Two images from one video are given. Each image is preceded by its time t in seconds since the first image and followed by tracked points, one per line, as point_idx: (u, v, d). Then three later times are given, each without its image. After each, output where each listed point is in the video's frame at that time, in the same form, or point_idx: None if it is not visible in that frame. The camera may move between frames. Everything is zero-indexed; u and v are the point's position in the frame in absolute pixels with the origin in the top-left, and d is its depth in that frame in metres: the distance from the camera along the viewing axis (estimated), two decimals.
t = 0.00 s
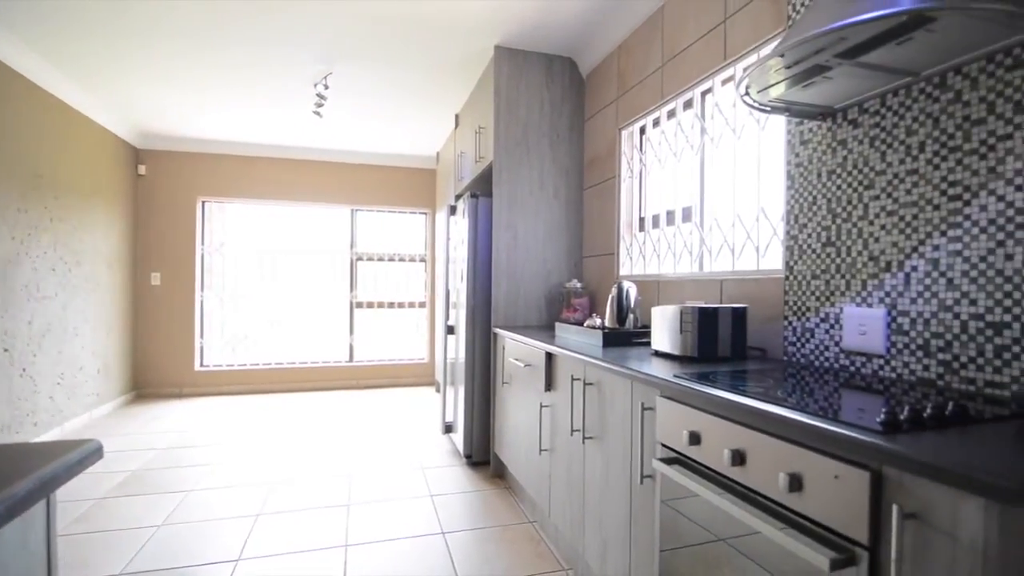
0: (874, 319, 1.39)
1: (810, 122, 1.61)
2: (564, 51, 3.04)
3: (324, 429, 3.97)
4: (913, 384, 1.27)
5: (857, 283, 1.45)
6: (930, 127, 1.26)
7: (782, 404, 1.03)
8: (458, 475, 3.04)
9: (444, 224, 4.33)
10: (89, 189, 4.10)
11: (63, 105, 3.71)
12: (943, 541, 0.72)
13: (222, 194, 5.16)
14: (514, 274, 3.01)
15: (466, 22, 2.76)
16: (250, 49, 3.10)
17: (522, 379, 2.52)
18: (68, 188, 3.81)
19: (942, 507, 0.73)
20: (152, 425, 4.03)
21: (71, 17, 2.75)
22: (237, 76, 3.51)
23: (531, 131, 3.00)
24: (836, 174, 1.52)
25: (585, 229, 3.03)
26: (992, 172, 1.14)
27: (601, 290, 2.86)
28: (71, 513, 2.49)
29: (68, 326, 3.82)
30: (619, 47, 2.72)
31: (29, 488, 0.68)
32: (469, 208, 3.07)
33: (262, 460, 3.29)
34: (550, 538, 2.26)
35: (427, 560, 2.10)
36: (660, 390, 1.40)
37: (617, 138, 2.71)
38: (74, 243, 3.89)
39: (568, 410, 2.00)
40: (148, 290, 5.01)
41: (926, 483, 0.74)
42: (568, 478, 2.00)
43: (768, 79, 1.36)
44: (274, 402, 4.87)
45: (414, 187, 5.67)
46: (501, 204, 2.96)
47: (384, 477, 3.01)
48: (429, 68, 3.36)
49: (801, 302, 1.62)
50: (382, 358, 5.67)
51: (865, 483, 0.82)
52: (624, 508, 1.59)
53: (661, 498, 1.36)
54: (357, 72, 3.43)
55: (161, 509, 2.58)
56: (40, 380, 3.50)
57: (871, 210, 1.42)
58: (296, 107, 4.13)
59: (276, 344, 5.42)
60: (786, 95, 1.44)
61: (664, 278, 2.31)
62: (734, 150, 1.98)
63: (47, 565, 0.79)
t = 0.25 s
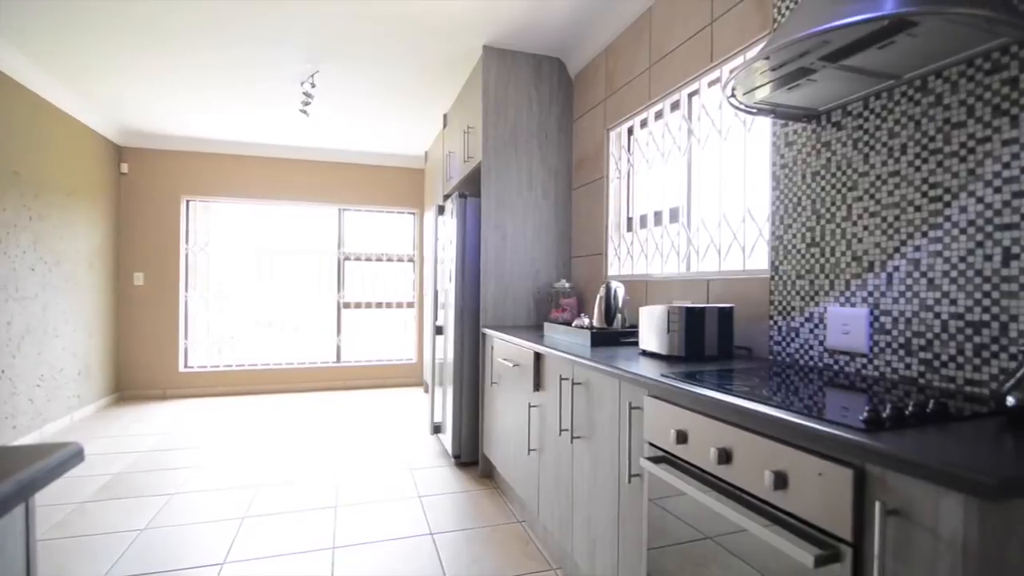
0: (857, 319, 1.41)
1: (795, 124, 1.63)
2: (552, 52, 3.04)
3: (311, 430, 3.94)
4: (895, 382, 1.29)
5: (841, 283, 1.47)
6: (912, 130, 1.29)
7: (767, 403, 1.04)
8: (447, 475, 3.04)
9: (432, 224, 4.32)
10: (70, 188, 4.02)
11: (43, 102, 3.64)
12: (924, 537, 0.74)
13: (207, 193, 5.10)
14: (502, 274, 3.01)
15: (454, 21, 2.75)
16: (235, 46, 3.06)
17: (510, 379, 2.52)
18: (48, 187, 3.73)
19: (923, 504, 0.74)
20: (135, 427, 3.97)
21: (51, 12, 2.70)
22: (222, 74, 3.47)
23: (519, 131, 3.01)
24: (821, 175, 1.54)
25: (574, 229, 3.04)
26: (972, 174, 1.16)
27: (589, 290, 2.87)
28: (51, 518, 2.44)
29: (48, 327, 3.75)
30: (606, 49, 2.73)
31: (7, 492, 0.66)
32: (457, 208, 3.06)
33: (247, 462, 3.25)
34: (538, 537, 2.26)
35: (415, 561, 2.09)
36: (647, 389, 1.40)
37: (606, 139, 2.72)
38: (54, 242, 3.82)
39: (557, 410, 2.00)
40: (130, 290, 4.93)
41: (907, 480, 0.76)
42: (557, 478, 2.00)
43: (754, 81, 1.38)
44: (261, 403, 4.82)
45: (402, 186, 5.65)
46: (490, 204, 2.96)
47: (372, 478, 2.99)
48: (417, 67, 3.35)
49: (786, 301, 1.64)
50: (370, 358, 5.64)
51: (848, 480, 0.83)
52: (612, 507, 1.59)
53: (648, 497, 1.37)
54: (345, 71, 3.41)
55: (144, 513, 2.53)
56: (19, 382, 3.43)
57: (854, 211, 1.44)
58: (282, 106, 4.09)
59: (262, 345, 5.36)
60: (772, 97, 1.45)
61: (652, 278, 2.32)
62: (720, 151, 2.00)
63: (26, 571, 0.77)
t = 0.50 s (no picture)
0: (841, 318, 1.43)
1: (781, 126, 1.65)
2: (541, 52, 3.05)
3: (298, 432, 3.90)
4: (878, 380, 1.31)
5: (825, 283, 1.49)
6: (895, 132, 1.31)
7: (753, 402, 1.05)
8: (436, 476, 3.03)
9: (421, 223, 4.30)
10: (51, 186, 3.95)
11: (23, 99, 3.57)
12: (907, 534, 0.75)
13: (192, 192, 5.03)
14: (491, 274, 3.01)
15: (443, 20, 2.74)
16: (221, 44, 3.03)
17: (499, 379, 2.52)
18: (28, 185, 3.66)
19: (906, 500, 0.75)
20: (118, 430, 3.91)
21: (31, 7, 2.65)
22: (207, 71, 3.42)
23: (508, 131, 3.01)
24: (806, 176, 1.56)
25: (563, 229, 3.05)
26: (953, 176, 1.18)
27: (578, 290, 2.88)
28: (31, 523, 2.40)
29: (28, 328, 3.68)
30: (595, 49, 2.74)
31: None
32: (446, 208, 3.05)
33: (234, 464, 3.22)
34: (527, 537, 2.26)
35: (404, 562, 2.08)
36: (636, 389, 1.41)
37: (594, 139, 2.73)
38: (35, 241, 3.74)
39: (546, 410, 2.00)
40: (113, 290, 4.86)
41: (890, 477, 0.77)
42: (546, 477, 2.00)
43: (741, 84, 1.39)
44: (247, 405, 4.77)
45: (390, 186, 5.62)
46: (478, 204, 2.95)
47: (360, 479, 2.97)
48: (406, 66, 3.33)
49: (772, 301, 1.66)
50: (358, 359, 5.61)
51: (833, 477, 0.84)
52: (601, 506, 1.60)
53: (637, 496, 1.37)
54: (333, 69, 3.39)
55: (127, 516, 2.49)
56: None
57: (838, 212, 1.46)
58: (269, 104, 4.05)
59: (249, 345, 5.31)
60: (758, 99, 1.47)
61: (640, 278, 2.34)
62: (708, 152, 2.02)
63: None
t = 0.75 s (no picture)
0: (827, 318, 1.45)
1: (769, 127, 1.66)
2: (532, 53, 3.05)
3: (286, 433, 3.87)
4: (863, 379, 1.33)
5: (812, 283, 1.51)
6: (880, 134, 1.32)
7: (740, 400, 1.06)
8: (426, 477, 3.02)
9: (410, 223, 4.29)
10: (33, 184, 3.89)
11: (4, 96, 3.51)
12: (890, 530, 0.76)
13: (178, 191, 4.97)
14: (481, 274, 3.01)
15: (432, 20, 2.74)
16: (208, 42, 3.00)
17: (489, 379, 2.52)
18: (9, 184, 3.60)
19: (891, 498, 0.76)
20: (102, 432, 3.85)
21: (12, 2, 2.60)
22: (194, 69, 3.39)
23: (498, 131, 3.01)
24: (792, 178, 1.58)
25: (553, 229, 3.05)
26: (936, 178, 1.20)
27: (568, 290, 2.88)
28: (11, 527, 2.35)
29: (9, 329, 3.61)
30: (585, 50, 2.75)
31: None
32: (436, 207, 3.04)
33: (220, 466, 3.18)
34: (517, 537, 2.26)
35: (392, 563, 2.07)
36: (625, 388, 1.42)
37: (584, 140, 2.74)
38: (16, 240, 3.68)
39: (536, 410, 2.00)
40: (97, 290, 4.78)
41: (874, 474, 0.78)
42: (535, 477, 2.01)
43: (729, 85, 1.40)
44: (234, 406, 4.72)
45: (380, 186, 5.60)
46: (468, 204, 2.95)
47: (349, 480, 2.95)
48: (395, 66, 3.32)
49: (760, 301, 1.67)
50: (347, 359, 5.58)
51: (819, 475, 0.85)
52: (591, 505, 1.61)
53: (626, 494, 1.38)
54: (322, 68, 3.37)
55: (111, 520, 2.45)
56: None
57: (824, 213, 1.48)
58: (257, 102, 4.02)
59: (236, 346, 5.25)
60: (745, 100, 1.48)
61: (630, 278, 2.35)
62: (696, 152, 2.03)
63: None
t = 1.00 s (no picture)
0: (813, 317, 1.46)
1: (755, 129, 1.68)
2: (521, 53, 3.05)
3: (273, 434, 3.84)
4: (848, 377, 1.35)
5: (797, 283, 1.52)
6: (863, 136, 1.34)
7: (728, 399, 1.07)
8: (415, 478, 3.01)
9: (399, 223, 4.27)
10: (13, 183, 3.81)
11: None
12: (874, 527, 0.77)
13: (162, 190, 4.91)
14: (470, 274, 3.00)
15: (420, 19, 2.73)
16: (193, 39, 2.96)
17: (479, 380, 2.52)
18: None
19: (874, 495, 0.77)
20: (84, 434, 3.79)
21: None
22: (179, 67, 3.35)
23: (487, 131, 3.00)
24: (778, 179, 1.59)
25: (542, 229, 3.05)
26: (918, 180, 1.22)
27: (557, 290, 2.89)
28: None
29: None
30: (574, 51, 2.76)
31: None
32: (424, 207, 3.03)
33: (206, 468, 3.15)
34: (507, 537, 2.26)
35: (381, 565, 2.06)
36: (613, 387, 1.42)
37: (573, 140, 2.74)
38: None
39: (525, 410, 2.01)
40: (78, 290, 4.71)
41: (859, 472, 0.79)
42: (525, 477, 2.01)
43: (716, 87, 1.41)
44: (220, 408, 4.66)
45: (369, 185, 5.57)
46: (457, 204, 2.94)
47: (337, 482, 2.93)
48: (383, 65, 3.30)
49: (746, 301, 1.69)
50: (335, 360, 5.54)
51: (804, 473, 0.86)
52: (580, 505, 1.61)
53: (615, 493, 1.38)
54: (309, 66, 3.34)
55: (93, 524, 2.41)
56: None
57: (809, 213, 1.49)
58: (243, 101, 3.98)
59: (222, 347, 5.19)
60: (732, 102, 1.49)
61: (619, 278, 2.36)
62: (684, 154, 2.05)
63: None
